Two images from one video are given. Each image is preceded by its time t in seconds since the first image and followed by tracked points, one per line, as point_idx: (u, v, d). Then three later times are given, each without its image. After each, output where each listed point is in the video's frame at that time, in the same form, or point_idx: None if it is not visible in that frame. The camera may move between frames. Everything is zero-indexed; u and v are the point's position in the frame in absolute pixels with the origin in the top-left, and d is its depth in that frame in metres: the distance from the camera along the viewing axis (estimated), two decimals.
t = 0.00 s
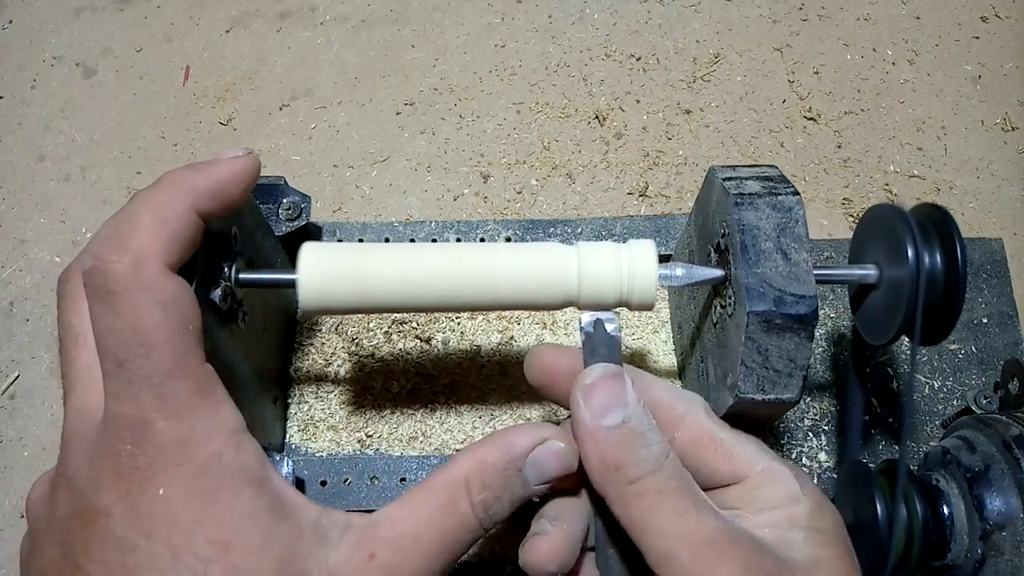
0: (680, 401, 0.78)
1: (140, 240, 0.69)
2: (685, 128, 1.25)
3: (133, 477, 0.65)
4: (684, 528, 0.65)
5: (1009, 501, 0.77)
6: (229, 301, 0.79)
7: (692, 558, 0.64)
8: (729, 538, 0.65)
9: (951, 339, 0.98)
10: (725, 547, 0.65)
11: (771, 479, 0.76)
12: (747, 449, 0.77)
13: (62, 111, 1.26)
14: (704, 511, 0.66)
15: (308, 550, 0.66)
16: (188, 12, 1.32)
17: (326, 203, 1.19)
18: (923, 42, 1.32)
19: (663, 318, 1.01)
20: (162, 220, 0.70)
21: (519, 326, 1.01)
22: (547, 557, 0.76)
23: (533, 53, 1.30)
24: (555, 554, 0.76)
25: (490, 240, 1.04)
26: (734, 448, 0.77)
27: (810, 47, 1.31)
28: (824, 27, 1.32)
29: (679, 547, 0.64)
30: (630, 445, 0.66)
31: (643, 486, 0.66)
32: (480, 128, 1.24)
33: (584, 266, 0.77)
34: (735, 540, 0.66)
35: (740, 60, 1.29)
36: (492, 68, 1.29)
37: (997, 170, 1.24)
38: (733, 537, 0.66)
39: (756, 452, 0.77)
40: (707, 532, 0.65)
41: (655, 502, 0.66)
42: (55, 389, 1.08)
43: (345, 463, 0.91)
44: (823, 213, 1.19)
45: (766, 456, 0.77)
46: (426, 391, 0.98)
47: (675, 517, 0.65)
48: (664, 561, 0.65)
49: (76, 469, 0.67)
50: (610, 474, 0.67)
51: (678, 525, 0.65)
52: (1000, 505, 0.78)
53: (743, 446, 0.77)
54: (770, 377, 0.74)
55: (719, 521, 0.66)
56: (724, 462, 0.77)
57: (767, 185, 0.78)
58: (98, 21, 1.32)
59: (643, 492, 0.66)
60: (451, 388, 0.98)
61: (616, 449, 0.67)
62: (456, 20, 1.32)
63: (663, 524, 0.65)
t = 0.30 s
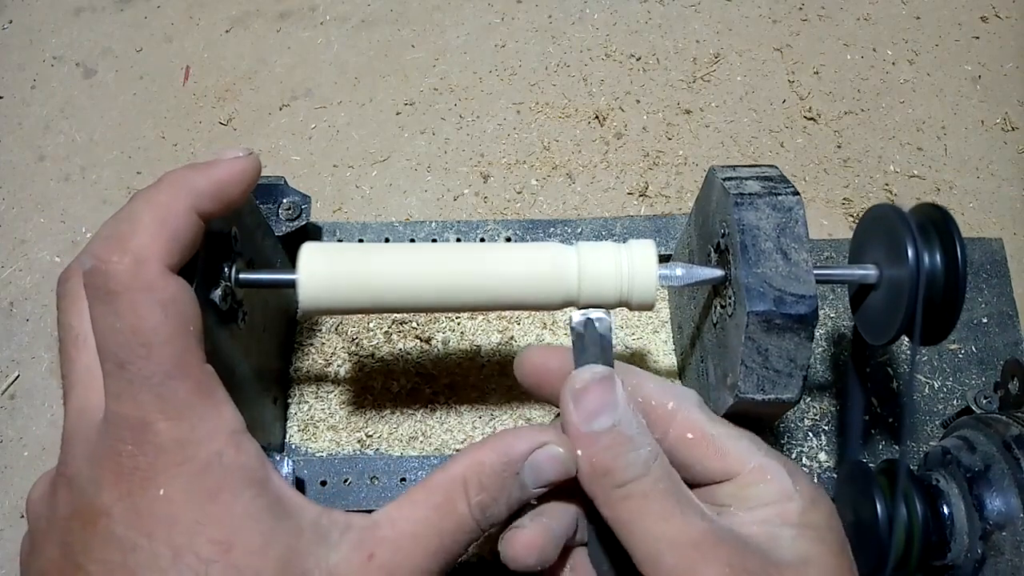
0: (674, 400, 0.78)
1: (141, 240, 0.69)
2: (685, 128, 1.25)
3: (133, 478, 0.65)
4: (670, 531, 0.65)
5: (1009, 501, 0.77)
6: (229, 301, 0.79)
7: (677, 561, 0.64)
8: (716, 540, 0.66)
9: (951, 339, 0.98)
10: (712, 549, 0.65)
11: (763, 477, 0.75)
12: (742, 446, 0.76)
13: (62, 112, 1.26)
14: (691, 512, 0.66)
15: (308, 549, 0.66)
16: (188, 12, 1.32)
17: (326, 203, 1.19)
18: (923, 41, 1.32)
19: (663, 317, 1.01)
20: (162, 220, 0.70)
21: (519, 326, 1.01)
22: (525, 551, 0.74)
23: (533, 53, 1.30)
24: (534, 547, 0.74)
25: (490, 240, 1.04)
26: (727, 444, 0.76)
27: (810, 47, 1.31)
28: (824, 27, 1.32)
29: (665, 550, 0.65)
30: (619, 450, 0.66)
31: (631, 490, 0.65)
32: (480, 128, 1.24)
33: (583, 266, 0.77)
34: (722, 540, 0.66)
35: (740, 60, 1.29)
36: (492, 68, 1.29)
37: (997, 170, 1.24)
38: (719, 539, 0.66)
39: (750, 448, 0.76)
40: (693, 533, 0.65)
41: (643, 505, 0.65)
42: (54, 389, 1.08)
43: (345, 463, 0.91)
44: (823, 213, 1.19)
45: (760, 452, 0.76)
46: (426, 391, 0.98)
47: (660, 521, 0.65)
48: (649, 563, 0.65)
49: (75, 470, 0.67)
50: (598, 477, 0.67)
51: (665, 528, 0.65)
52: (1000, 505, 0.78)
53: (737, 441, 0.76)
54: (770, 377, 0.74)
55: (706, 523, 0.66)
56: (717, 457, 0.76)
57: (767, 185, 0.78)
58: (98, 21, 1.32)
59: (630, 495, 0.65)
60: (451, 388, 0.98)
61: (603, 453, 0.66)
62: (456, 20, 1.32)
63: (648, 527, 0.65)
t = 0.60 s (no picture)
0: (697, 409, 0.74)
1: (141, 240, 0.69)
2: (685, 128, 1.25)
3: (132, 479, 0.65)
4: (717, 531, 0.61)
5: (1009, 501, 0.77)
6: (229, 301, 0.79)
7: (735, 560, 0.59)
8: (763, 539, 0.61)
9: (951, 339, 0.98)
10: (763, 547, 0.60)
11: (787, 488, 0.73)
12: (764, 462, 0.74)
13: (62, 112, 1.26)
14: (733, 515, 0.63)
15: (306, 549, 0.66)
16: (187, 12, 1.32)
17: (326, 203, 1.19)
18: (923, 41, 1.32)
19: (663, 318, 1.01)
20: (162, 221, 0.70)
21: (519, 326, 1.01)
22: None
23: (533, 53, 1.30)
24: None
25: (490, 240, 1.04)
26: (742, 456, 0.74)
27: (810, 47, 1.31)
28: (824, 27, 1.32)
29: (716, 552, 0.60)
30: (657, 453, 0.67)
31: (672, 492, 0.64)
32: (480, 128, 1.24)
33: (584, 266, 0.77)
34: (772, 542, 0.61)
35: (740, 60, 1.29)
36: (492, 68, 1.29)
37: (997, 170, 1.24)
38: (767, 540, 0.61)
39: (764, 461, 0.75)
40: (741, 534, 0.61)
41: (687, 508, 0.63)
42: (55, 389, 1.09)
43: (344, 463, 0.90)
44: (823, 213, 1.19)
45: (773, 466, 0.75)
46: (426, 391, 0.98)
47: (708, 521, 0.62)
48: (704, 565, 0.60)
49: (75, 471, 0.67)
50: (637, 483, 0.65)
51: (712, 529, 0.61)
52: (1000, 505, 0.78)
53: (757, 456, 0.74)
54: (770, 377, 0.74)
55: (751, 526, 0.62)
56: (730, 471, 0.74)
57: (767, 185, 0.78)
58: (98, 21, 1.32)
59: (672, 496, 0.64)
60: (451, 388, 0.98)
61: (638, 458, 0.67)
62: (456, 19, 1.32)
63: (694, 527, 0.62)
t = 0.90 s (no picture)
0: (688, 395, 0.76)
1: (140, 240, 0.69)
2: (685, 128, 1.25)
3: (131, 480, 0.65)
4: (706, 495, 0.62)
5: (1009, 501, 0.77)
6: (229, 301, 0.79)
7: (723, 525, 0.60)
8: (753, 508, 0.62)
9: (951, 339, 0.98)
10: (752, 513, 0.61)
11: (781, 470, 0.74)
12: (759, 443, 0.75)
13: (62, 112, 1.26)
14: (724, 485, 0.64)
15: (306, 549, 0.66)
16: (187, 12, 1.32)
17: (326, 203, 1.19)
18: (923, 41, 1.32)
19: (664, 317, 1.01)
20: (161, 221, 0.70)
21: (519, 326, 1.01)
22: None
23: (533, 53, 1.30)
24: None
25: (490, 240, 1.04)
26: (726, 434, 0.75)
27: (810, 47, 1.31)
28: (824, 27, 1.32)
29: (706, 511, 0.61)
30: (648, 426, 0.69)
31: (663, 459, 0.66)
32: (480, 128, 1.24)
33: (583, 266, 0.77)
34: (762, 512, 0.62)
35: (740, 60, 1.30)
36: (492, 69, 1.29)
37: (997, 170, 1.24)
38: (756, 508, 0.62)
39: (748, 437, 0.75)
40: (731, 499, 0.62)
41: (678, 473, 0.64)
42: (55, 389, 1.09)
43: (344, 463, 0.90)
44: (823, 213, 1.19)
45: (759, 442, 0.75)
46: (426, 391, 0.98)
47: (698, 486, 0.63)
48: (691, 528, 0.61)
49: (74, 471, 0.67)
50: (627, 453, 0.67)
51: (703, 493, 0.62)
52: (1001, 505, 0.78)
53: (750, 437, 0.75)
54: (771, 377, 0.74)
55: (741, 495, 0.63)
56: (714, 448, 0.75)
57: (767, 185, 0.78)
58: (98, 21, 1.32)
59: (663, 465, 0.65)
60: (451, 388, 0.98)
61: (632, 431, 0.68)
62: (456, 20, 1.32)
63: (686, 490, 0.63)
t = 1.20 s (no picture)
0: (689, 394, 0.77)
1: (140, 241, 0.69)
2: (685, 128, 1.25)
3: (131, 480, 0.65)
4: (693, 501, 0.63)
5: (1009, 500, 0.77)
6: (230, 301, 0.79)
7: (707, 528, 0.61)
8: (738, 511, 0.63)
9: (951, 338, 0.98)
10: (738, 517, 0.62)
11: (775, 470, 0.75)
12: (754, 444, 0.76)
13: (62, 112, 1.26)
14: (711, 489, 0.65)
15: (306, 549, 0.66)
16: (187, 12, 1.32)
17: (326, 203, 1.19)
18: (923, 41, 1.32)
19: (664, 317, 1.01)
20: (161, 221, 0.70)
21: (520, 326, 1.01)
22: None
23: (533, 53, 1.30)
24: None
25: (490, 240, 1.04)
26: (728, 433, 0.75)
27: (810, 47, 1.31)
28: (824, 27, 1.32)
29: (691, 517, 0.62)
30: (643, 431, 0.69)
31: (652, 465, 0.67)
32: (480, 128, 1.24)
33: (583, 266, 0.77)
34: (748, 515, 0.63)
35: (740, 60, 1.30)
36: (492, 69, 1.29)
37: (997, 170, 1.24)
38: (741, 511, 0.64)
39: (747, 439, 0.76)
40: (718, 505, 0.63)
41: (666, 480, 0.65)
42: (55, 389, 1.09)
43: (344, 463, 0.90)
44: (823, 213, 1.20)
45: (758, 444, 0.77)
46: (426, 391, 0.98)
47: (685, 492, 0.64)
48: (676, 533, 0.62)
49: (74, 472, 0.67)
50: (618, 459, 0.68)
51: (689, 499, 0.63)
52: (1001, 504, 0.78)
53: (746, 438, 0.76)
54: (771, 377, 0.74)
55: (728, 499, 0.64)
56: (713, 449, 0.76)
57: (767, 185, 0.78)
58: (98, 21, 1.32)
59: (652, 469, 0.66)
60: (452, 388, 0.98)
61: (626, 436, 0.68)
62: (456, 20, 1.32)
63: (673, 497, 0.64)
